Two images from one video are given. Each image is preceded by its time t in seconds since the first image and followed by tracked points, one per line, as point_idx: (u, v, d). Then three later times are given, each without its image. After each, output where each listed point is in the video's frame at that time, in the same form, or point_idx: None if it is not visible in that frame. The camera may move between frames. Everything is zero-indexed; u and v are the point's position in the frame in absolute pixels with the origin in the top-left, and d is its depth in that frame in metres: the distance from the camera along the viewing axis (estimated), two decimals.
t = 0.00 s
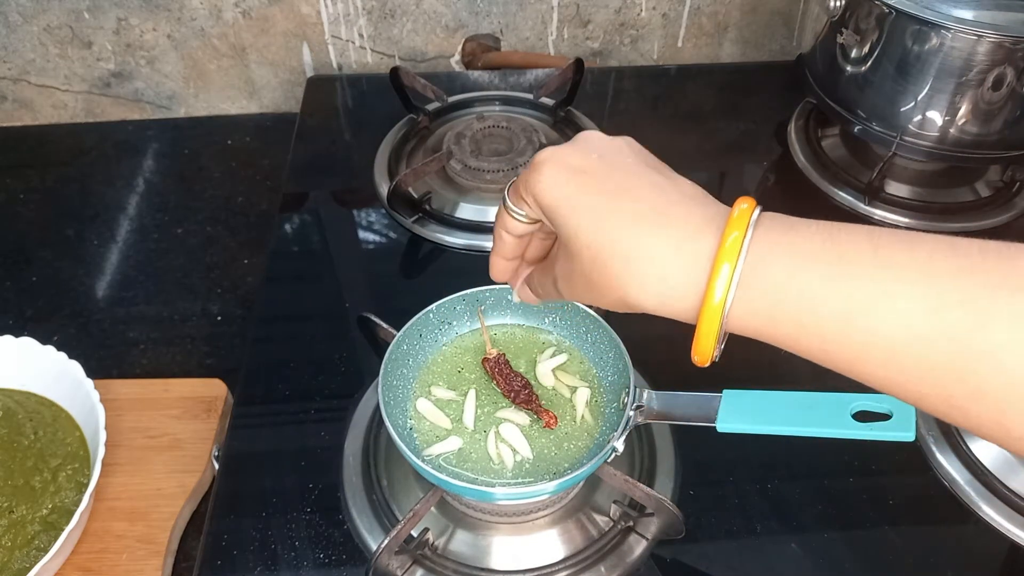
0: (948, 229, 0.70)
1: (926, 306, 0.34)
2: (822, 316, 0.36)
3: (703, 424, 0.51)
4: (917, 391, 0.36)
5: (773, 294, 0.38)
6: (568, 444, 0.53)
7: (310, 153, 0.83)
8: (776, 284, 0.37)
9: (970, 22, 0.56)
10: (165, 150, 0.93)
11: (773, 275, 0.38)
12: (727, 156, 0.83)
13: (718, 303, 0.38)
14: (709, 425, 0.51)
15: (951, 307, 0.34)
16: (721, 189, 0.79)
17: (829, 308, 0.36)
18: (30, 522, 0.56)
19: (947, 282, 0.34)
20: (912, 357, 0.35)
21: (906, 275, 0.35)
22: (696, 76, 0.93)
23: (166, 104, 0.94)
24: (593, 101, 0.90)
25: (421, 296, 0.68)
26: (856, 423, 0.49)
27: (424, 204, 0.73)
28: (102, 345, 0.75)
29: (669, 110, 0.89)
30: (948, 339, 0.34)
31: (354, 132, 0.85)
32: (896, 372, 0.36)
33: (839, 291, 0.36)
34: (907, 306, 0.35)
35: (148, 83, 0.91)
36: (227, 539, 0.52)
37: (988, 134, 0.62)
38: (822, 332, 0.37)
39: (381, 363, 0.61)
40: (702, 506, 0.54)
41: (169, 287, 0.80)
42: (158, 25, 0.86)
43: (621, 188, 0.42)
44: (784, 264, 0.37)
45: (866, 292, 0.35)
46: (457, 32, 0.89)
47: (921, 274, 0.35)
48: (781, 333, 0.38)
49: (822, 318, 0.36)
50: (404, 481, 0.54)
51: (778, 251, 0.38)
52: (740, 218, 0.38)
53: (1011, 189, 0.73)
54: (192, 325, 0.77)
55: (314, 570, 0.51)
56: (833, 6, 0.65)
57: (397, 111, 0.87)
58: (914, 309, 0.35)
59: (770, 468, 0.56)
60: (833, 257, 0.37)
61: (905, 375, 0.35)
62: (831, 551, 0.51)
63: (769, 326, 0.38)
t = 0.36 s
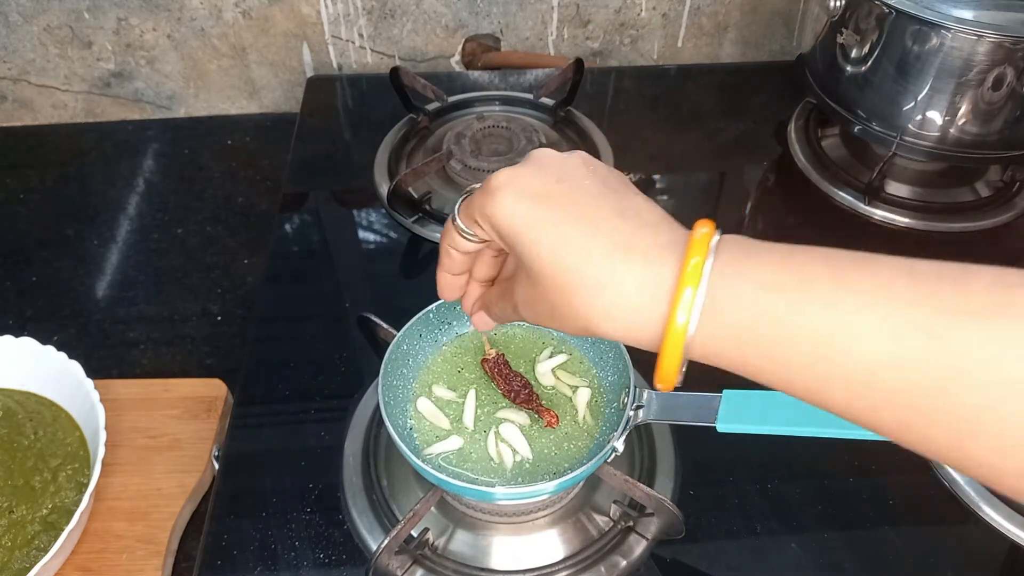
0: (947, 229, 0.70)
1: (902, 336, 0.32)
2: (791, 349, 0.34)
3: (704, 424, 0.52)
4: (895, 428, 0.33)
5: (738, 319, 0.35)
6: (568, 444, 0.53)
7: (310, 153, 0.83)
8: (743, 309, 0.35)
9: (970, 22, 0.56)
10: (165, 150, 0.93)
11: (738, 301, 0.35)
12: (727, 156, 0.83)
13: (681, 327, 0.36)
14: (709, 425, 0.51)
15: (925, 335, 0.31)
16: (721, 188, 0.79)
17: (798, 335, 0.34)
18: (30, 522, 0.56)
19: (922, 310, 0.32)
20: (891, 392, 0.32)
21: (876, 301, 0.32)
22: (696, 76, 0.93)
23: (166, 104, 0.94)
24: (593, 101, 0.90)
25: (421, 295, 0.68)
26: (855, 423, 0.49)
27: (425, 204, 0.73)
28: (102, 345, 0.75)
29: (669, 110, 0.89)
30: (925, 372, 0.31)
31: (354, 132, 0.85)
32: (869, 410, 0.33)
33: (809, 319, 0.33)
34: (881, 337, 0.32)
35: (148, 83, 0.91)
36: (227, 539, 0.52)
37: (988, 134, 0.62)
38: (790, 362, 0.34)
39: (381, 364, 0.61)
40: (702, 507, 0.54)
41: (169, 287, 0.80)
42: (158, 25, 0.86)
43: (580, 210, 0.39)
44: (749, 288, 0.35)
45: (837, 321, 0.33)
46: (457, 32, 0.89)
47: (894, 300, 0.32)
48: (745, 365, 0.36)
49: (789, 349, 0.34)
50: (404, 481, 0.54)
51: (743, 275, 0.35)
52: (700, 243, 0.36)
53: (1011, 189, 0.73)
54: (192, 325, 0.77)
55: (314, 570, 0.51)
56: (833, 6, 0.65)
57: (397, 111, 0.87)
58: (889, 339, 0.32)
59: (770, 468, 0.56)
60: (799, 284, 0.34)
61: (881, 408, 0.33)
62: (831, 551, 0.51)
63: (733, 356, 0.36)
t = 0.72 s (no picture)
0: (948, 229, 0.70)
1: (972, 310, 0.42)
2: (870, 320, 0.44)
3: (704, 424, 0.51)
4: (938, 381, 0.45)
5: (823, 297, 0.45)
6: (569, 445, 0.53)
7: (310, 153, 0.83)
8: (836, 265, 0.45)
9: (970, 22, 0.56)
10: (164, 150, 0.93)
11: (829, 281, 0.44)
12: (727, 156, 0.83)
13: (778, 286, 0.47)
14: (709, 425, 0.51)
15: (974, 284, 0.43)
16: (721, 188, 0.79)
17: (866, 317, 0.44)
18: (30, 522, 0.56)
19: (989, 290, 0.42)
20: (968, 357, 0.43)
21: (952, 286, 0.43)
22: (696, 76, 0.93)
23: (166, 104, 0.94)
24: (593, 101, 0.90)
25: (421, 296, 0.68)
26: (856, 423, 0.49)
27: (425, 204, 0.74)
28: (102, 345, 0.75)
29: (669, 110, 0.89)
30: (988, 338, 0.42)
31: (354, 132, 0.85)
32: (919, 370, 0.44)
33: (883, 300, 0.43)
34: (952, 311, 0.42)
35: (148, 83, 0.91)
36: (227, 539, 0.52)
37: (988, 134, 0.62)
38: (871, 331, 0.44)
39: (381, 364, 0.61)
40: (702, 506, 0.54)
41: (169, 287, 0.80)
42: (158, 25, 0.86)
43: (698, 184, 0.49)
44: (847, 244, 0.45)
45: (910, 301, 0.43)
46: (457, 32, 0.89)
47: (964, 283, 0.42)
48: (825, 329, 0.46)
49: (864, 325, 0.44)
50: (404, 481, 0.54)
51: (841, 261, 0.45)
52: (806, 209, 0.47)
53: (1011, 188, 0.73)
54: (192, 325, 0.77)
55: (314, 570, 0.51)
56: (833, 6, 0.65)
57: (397, 111, 0.87)
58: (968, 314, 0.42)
59: (770, 468, 0.56)
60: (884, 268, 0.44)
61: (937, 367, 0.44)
62: (831, 552, 0.51)
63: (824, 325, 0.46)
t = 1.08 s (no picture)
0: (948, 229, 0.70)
1: (863, 298, 0.43)
2: (781, 297, 0.43)
3: (704, 424, 0.51)
4: (790, 355, 0.47)
5: (747, 271, 0.43)
6: (569, 445, 0.53)
7: (311, 153, 0.83)
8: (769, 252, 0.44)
9: (970, 22, 0.56)
10: (164, 150, 0.93)
11: (750, 261, 0.43)
12: (727, 156, 0.83)
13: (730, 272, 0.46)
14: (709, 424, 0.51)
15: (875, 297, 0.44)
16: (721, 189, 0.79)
17: (780, 290, 0.43)
18: (30, 522, 0.56)
19: (882, 277, 0.44)
20: (844, 336, 0.44)
21: (846, 270, 0.44)
22: (695, 76, 0.93)
23: (166, 104, 0.94)
24: (593, 101, 0.90)
25: (421, 296, 0.68)
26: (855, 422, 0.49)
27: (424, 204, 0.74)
28: (102, 345, 0.75)
29: (669, 110, 0.89)
30: (867, 321, 0.43)
31: (355, 132, 0.85)
32: (784, 345, 0.46)
33: (789, 281, 0.43)
34: (843, 297, 0.43)
35: (148, 83, 0.91)
36: (227, 539, 0.52)
37: (988, 134, 0.62)
38: (778, 302, 0.43)
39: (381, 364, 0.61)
40: (702, 506, 0.54)
41: (169, 287, 0.80)
42: (158, 25, 0.86)
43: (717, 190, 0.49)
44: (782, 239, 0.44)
45: (818, 285, 0.43)
46: (457, 32, 0.90)
47: (858, 268, 0.44)
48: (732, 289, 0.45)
49: (766, 299, 0.44)
50: (404, 481, 0.54)
51: (762, 227, 0.44)
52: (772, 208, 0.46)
53: (1011, 189, 0.73)
54: (192, 325, 0.77)
55: (314, 570, 0.51)
56: (833, 6, 0.65)
57: (397, 111, 0.87)
58: (860, 300, 0.43)
59: (770, 468, 0.56)
60: (801, 253, 0.44)
61: (804, 342, 0.45)
62: (831, 551, 0.52)
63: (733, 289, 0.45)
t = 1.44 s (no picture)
0: (948, 229, 0.70)
1: (804, 299, 0.44)
2: (722, 289, 0.45)
3: (704, 424, 0.51)
4: (737, 354, 0.48)
5: (692, 264, 0.45)
6: (569, 445, 0.54)
7: (311, 153, 0.83)
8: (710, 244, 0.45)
9: (970, 22, 0.56)
10: (164, 150, 0.93)
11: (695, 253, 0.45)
12: (727, 156, 0.83)
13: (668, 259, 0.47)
14: (710, 424, 0.51)
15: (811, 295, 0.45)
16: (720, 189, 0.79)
17: (725, 286, 0.44)
18: (30, 522, 0.56)
19: (823, 278, 0.45)
20: (785, 333, 0.45)
21: (789, 268, 0.45)
22: (696, 76, 0.93)
23: (166, 104, 0.94)
24: (593, 101, 0.90)
25: (421, 296, 0.68)
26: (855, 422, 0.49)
27: (424, 204, 0.74)
28: (102, 345, 0.75)
29: (668, 110, 0.89)
30: (807, 321, 0.45)
31: (355, 132, 0.85)
32: (728, 342, 0.47)
33: (731, 274, 0.44)
34: (785, 294, 0.44)
35: (148, 83, 0.91)
36: (227, 539, 0.52)
37: (988, 134, 0.62)
38: (722, 296, 0.45)
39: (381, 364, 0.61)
40: (702, 506, 0.54)
41: (169, 288, 0.80)
42: (158, 25, 0.86)
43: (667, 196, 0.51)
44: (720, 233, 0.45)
45: (760, 281, 0.44)
46: (457, 32, 0.90)
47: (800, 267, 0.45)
48: (680, 282, 0.47)
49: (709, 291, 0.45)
50: (404, 481, 0.54)
51: (708, 222, 0.46)
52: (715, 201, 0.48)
53: (1011, 189, 0.73)
54: (192, 325, 0.77)
55: (314, 570, 0.51)
56: (833, 6, 0.65)
57: (397, 111, 0.87)
58: (800, 299, 0.45)
59: (770, 468, 0.56)
60: (745, 249, 0.45)
61: (747, 338, 0.46)
62: (831, 551, 0.52)
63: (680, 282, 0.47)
